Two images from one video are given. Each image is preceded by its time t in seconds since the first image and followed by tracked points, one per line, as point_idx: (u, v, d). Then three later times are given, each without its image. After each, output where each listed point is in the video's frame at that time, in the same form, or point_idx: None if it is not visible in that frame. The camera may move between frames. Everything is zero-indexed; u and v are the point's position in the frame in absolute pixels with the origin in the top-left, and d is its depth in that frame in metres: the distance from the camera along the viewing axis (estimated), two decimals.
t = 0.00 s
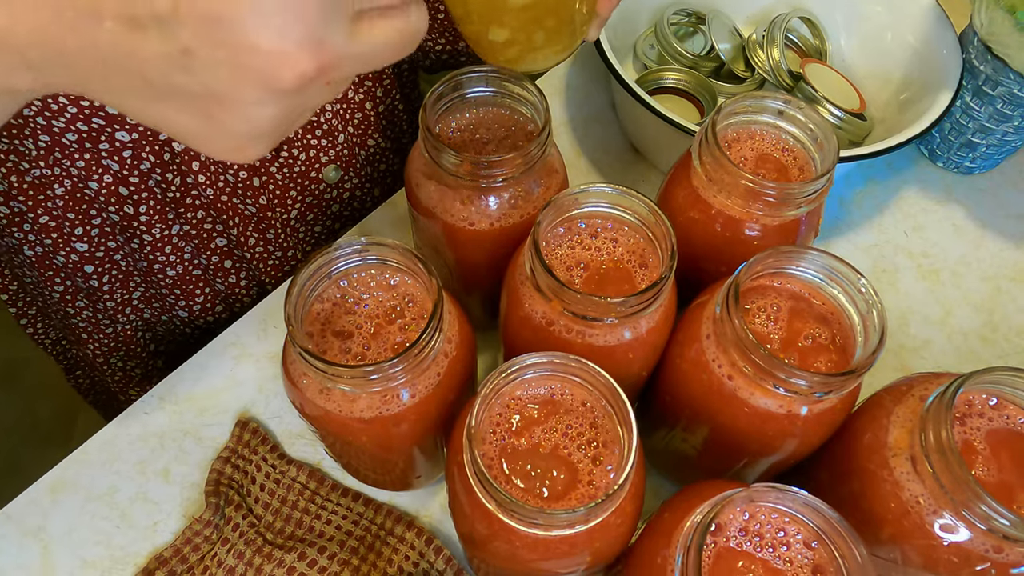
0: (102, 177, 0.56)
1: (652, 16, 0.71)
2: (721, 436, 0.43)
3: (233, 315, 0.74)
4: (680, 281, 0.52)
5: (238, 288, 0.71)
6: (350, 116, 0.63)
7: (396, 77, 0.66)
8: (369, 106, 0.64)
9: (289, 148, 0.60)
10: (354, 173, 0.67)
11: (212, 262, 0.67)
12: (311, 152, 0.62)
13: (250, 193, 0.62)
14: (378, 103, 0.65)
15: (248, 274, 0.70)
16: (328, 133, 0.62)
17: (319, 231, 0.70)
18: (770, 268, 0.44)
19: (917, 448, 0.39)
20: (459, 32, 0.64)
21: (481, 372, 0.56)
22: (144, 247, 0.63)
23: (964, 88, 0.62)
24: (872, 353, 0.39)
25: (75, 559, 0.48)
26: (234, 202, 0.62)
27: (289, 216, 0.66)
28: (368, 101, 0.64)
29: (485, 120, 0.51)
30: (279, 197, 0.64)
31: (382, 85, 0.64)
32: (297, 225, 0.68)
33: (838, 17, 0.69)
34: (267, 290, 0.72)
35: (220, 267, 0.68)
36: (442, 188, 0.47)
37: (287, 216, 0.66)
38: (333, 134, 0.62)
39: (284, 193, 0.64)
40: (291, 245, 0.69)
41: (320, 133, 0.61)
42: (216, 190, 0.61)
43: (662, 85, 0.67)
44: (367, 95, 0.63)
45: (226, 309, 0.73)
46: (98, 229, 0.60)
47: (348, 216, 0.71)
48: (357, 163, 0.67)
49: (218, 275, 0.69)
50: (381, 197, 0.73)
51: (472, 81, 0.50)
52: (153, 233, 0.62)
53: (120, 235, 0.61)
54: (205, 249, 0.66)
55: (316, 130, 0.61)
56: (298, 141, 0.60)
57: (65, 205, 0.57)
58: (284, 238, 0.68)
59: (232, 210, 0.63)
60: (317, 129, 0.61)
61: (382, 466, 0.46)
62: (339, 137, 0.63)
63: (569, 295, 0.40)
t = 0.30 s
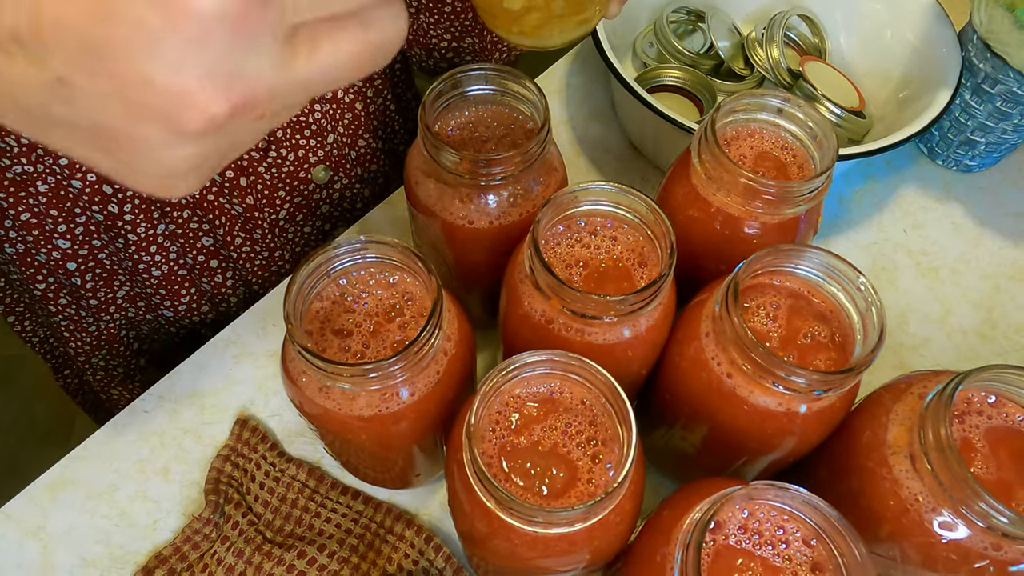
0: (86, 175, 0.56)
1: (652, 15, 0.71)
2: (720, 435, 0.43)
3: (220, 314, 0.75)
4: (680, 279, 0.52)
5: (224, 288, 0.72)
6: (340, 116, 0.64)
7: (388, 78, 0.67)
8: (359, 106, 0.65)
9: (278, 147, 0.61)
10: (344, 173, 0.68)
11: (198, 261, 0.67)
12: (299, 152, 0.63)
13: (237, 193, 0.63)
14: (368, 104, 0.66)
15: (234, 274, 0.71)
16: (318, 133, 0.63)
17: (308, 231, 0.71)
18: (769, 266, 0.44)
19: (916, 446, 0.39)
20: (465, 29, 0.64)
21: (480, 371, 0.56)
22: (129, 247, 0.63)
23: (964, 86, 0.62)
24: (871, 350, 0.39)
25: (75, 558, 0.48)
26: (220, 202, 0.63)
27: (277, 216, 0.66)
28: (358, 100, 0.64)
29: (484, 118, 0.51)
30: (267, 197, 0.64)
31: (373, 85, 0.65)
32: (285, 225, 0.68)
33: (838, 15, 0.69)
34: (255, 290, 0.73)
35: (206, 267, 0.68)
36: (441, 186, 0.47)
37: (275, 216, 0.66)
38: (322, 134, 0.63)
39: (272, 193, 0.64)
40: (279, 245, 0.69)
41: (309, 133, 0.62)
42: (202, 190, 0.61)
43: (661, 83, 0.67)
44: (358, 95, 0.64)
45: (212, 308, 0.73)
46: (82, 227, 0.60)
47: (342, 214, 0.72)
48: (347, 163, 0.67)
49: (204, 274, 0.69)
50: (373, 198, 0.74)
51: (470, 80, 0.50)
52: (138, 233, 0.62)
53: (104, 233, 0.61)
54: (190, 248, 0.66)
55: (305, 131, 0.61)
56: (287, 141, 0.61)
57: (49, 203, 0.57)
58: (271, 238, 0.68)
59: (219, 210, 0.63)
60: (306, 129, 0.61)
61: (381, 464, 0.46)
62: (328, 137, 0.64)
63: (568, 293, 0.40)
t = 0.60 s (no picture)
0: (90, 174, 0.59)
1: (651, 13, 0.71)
2: (719, 433, 0.44)
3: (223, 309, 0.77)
4: (679, 278, 0.52)
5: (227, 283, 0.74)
6: (338, 114, 0.65)
7: (385, 75, 0.68)
8: (358, 104, 0.66)
9: (277, 146, 0.63)
10: (343, 171, 0.69)
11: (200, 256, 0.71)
12: (299, 150, 0.64)
13: (239, 190, 0.66)
14: (367, 101, 0.66)
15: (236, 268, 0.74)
16: (317, 131, 0.64)
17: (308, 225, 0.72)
18: (769, 264, 0.44)
19: (915, 444, 0.39)
20: (467, 25, 0.64)
21: (480, 369, 0.56)
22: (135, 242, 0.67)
23: (964, 85, 0.62)
24: (871, 349, 0.39)
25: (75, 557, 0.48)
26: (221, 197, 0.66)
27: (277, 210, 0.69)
28: (357, 98, 0.65)
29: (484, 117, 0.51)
30: (268, 193, 0.67)
31: (370, 83, 0.66)
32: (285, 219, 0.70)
33: (837, 14, 0.69)
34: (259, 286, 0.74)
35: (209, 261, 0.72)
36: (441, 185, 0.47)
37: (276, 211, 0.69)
38: (321, 133, 0.64)
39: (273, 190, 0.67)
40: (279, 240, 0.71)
41: (308, 131, 0.63)
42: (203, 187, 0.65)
43: (661, 82, 0.67)
44: (356, 92, 0.65)
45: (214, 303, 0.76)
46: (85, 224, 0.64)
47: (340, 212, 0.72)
48: (346, 161, 0.68)
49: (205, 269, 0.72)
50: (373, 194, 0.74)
51: (469, 78, 0.50)
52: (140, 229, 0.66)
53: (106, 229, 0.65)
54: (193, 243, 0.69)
55: (304, 129, 0.63)
56: (287, 139, 0.63)
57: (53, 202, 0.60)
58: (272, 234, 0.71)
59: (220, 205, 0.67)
60: (305, 127, 0.63)
61: (381, 462, 0.46)
62: (327, 136, 0.65)
63: (568, 292, 0.40)
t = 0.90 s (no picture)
0: (95, 177, 0.59)
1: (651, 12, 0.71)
2: (719, 432, 0.44)
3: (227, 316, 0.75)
4: (679, 277, 0.52)
5: (231, 287, 0.72)
6: (341, 112, 0.65)
7: (386, 73, 0.69)
8: (360, 103, 0.66)
9: (281, 145, 0.62)
10: (346, 170, 0.68)
11: (204, 262, 0.69)
12: (303, 150, 0.64)
13: (243, 192, 0.64)
14: (368, 100, 0.67)
15: (240, 274, 0.71)
16: (320, 130, 0.63)
17: (312, 229, 0.71)
18: (769, 263, 0.44)
19: (914, 442, 0.39)
20: (466, 20, 0.64)
21: (479, 368, 0.56)
22: (138, 248, 0.65)
23: (964, 83, 0.62)
24: (870, 347, 0.39)
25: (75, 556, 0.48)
26: (226, 200, 0.64)
27: (282, 214, 0.67)
28: (359, 97, 0.65)
29: (483, 116, 0.51)
30: (271, 196, 0.65)
31: (372, 81, 0.66)
32: (290, 223, 0.69)
33: (837, 12, 0.69)
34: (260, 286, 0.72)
35: (212, 267, 0.69)
36: (441, 183, 0.47)
37: (279, 214, 0.67)
38: (325, 131, 0.64)
39: (277, 192, 0.65)
40: (284, 244, 0.69)
41: (312, 131, 0.63)
42: (209, 189, 0.63)
43: (661, 80, 0.66)
44: (358, 91, 0.65)
45: (219, 309, 0.74)
46: (91, 231, 0.63)
47: (343, 211, 0.71)
48: (349, 160, 0.68)
49: (210, 275, 0.70)
50: (375, 194, 0.73)
51: (469, 77, 0.50)
52: (145, 234, 0.64)
53: (114, 235, 0.64)
54: (197, 249, 0.67)
55: (309, 128, 0.62)
56: (290, 139, 0.62)
57: (60, 210, 0.60)
58: (277, 237, 0.68)
59: (225, 209, 0.65)
60: (310, 126, 0.62)
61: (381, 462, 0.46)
62: (331, 135, 0.64)
63: (567, 291, 0.40)
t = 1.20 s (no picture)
0: (102, 175, 0.60)
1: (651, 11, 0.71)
2: (719, 431, 0.44)
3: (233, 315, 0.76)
4: (678, 276, 0.52)
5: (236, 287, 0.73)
6: (345, 110, 0.65)
7: (390, 71, 0.69)
8: (364, 100, 0.66)
9: (286, 143, 0.63)
10: (350, 168, 0.68)
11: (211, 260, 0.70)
12: (308, 147, 0.64)
13: (248, 189, 0.64)
14: (372, 98, 0.67)
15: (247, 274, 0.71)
16: (325, 127, 0.64)
17: (317, 227, 0.70)
18: (768, 263, 0.44)
19: (914, 441, 0.39)
20: (467, 22, 0.64)
21: (479, 368, 0.56)
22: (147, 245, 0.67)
23: (963, 82, 0.62)
24: (870, 347, 0.39)
25: (75, 554, 0.48)
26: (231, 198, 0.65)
27: (286, 212, 0.67)
28: (363, 95, 0.65)
29: (482, 115, 0.51)
30: (277, 193, 0.65)
31: (375, 79, 0.67)
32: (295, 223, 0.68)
33: (837, 11, 0.69)
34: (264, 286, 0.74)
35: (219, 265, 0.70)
36: (440, 182, 0.47)
37: (284, 212, 0.67)
38: (328, 129, 0.64)
39: (282, 189, 0.65)
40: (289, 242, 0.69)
41: (317, 128, 0.63)
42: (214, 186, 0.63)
43: (660, 79, 0.66)
44: (362, 89, 0.65)
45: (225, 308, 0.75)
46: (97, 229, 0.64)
47: (347, 208, 0.70)
48: (353, 157, 0.67)
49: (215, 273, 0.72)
50: (378, 194, 0.72)
51: (468, 76, 0.50)
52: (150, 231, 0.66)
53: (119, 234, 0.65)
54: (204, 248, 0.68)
55: (313, 125, 0.63)
56: (296, 136, 0.63)
57: (67, 207, 0.61)
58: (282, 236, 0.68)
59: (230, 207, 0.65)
60: (314, 123, 0.63)
61: (381, 460, 0.46)
62: (335, 132, 0.65)
63: (567, 290, 0.40)
